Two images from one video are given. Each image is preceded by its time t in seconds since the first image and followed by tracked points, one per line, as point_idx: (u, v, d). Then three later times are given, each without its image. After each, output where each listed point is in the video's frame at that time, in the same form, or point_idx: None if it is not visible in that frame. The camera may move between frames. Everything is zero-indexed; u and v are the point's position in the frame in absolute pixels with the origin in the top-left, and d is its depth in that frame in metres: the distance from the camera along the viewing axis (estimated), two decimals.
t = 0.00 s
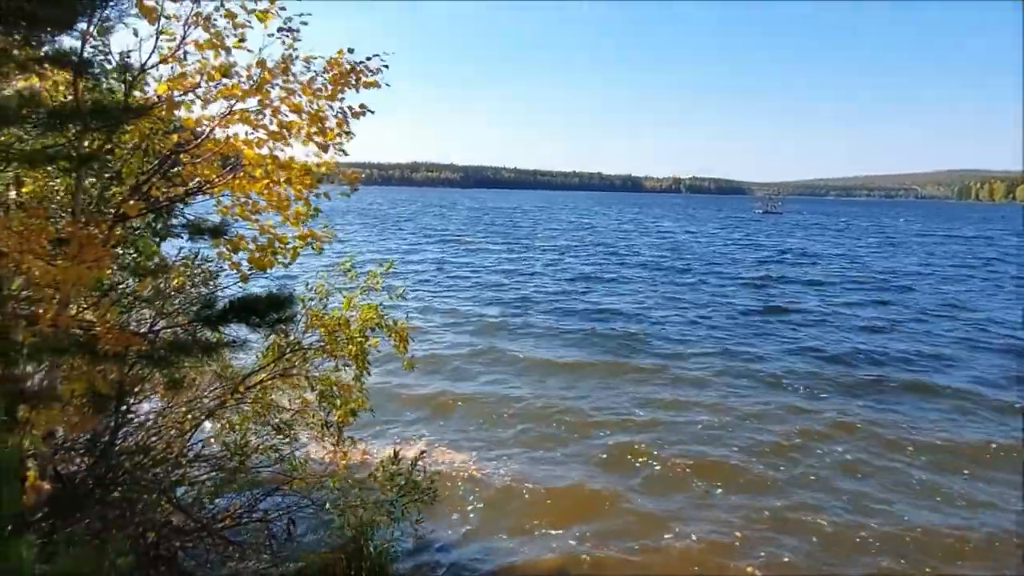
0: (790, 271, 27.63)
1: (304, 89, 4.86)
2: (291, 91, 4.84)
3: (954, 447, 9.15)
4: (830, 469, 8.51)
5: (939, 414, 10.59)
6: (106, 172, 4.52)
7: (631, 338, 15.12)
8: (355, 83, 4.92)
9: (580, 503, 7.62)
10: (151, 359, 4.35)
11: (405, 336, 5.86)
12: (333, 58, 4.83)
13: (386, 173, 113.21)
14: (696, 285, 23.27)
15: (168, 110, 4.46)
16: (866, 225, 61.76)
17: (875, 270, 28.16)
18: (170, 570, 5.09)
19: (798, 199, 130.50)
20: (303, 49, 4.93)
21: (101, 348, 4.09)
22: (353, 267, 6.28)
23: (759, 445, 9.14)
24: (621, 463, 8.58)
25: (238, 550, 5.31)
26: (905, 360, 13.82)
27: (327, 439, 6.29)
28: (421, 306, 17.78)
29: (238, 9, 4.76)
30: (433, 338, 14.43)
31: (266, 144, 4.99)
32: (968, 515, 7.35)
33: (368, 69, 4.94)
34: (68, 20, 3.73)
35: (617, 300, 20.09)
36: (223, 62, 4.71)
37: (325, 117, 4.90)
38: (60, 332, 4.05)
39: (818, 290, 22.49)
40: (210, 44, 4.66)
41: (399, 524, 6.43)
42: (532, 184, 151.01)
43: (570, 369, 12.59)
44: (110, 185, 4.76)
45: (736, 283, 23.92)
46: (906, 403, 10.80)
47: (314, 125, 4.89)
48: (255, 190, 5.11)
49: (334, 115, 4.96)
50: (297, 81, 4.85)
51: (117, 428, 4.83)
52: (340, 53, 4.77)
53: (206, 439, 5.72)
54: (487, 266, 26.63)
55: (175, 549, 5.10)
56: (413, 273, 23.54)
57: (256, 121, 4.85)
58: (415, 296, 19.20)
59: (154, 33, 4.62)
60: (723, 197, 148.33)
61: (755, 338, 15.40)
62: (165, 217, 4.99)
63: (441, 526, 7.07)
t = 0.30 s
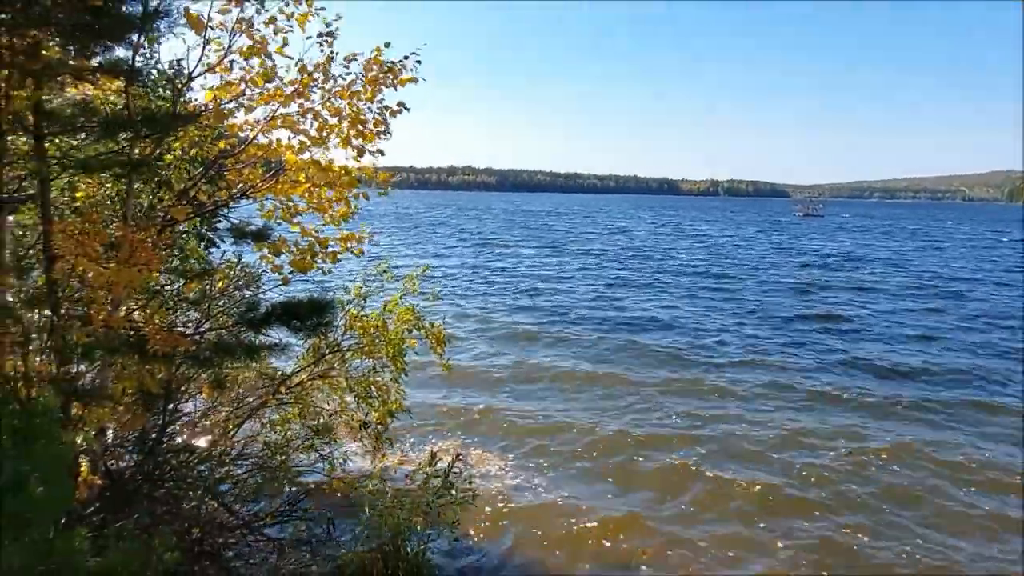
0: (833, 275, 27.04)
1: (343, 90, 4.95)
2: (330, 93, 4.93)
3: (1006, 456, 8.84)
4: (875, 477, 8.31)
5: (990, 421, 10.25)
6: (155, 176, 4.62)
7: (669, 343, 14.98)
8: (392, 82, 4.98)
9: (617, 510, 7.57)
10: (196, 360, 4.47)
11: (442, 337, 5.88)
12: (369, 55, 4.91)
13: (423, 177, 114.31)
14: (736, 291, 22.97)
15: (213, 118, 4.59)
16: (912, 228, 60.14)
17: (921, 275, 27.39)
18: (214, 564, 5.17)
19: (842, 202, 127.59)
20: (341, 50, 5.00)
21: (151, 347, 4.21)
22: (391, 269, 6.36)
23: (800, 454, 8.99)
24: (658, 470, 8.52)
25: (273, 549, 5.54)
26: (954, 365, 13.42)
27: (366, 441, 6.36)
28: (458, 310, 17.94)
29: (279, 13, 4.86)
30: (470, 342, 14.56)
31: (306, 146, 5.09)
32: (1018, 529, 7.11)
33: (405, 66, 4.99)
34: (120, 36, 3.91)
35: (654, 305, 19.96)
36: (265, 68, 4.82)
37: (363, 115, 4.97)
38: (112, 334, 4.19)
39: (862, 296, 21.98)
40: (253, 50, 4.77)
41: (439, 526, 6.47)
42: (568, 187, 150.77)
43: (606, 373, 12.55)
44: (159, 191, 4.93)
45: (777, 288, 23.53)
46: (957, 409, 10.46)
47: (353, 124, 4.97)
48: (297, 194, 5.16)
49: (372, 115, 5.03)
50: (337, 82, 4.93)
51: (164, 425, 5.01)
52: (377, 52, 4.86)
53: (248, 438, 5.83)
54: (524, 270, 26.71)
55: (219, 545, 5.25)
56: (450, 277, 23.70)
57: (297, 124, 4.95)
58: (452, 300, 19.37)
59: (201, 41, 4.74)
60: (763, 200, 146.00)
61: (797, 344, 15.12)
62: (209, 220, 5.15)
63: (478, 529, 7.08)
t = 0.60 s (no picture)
0: (865, 282, 26.61)
1: (376, 93, 5.01)
2: (362, 98, 5.01)
3: None
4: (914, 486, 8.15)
5: None
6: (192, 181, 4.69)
7: (699, 350, 14.87)
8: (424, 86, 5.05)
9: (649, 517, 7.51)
10: (230, 361, 4.56)
11: (471, 341, 5.92)
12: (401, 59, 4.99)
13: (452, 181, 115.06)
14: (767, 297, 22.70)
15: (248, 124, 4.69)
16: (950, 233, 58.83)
17: (957, 281, 26.80)
18: (247, 561, 5.19)
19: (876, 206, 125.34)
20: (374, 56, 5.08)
21: (188, 347, 4.30)
22: (424, 273, 6.40)
23: (835, 463, 8.84)
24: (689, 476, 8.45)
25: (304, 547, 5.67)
26: (992, 373, 13.10)
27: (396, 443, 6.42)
28: (486, 313, 18.03)
29: (314, 21, 4.96)
30: (498, 345, 14.63)
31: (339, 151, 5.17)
32: None
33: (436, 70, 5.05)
34: (158, 44, 3.91)
35: (683, 311, 19.83)
36: (300, 74, 4.91)
37: (395, 118, 5.04)
38: (150, 333, 4.24)
39: (897, 303, 21.56)
40: (286, 57, 4.86)
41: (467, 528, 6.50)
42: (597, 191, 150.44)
43: (634, 378, 12.53)
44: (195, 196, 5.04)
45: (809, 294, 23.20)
46: (996, 417, 10.22)
47: (385, 128, 5.02)
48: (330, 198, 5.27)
49: (404, 118, 5.10)
50: (369, 86, 5.00)
51: (198, 425, 5.19)
52: (409, 56, 4.94)
53: (279, 439, 5.93)
54: (553, 275, 26.73)
55: (252, 543, 5.28)
56: (477, 281, 23.78)
57: (331, 128, 5.03)
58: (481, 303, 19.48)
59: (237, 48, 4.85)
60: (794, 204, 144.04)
61: (829, 352, 14.90)
62: (245, 224, 5.23)
63: (508, 531, 7.08)
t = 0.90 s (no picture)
0: (885, 285, 26.32)
1: (395, 96, 5.05)
2: (383, 102, 5.04)
3: None
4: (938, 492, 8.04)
5: None
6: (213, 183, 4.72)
7: (716, 353, 14.78)
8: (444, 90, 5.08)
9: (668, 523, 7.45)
10: (251, 361, 4.59)
11: (488, 345, 5.94)
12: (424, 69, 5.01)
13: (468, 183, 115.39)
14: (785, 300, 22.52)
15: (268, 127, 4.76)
16: (973, 236, 57.99)
17: (979, 284, 26.43)
18: (265, 560, 5.38)
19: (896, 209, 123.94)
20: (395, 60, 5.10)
21: (209, 347, 4.35)
22: (444, 276, 6.42)
23: (856, 469, 8.75)
24: (709, 482, 8.39)
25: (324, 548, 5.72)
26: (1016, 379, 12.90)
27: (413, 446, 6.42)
28: (502, 316, 18.08)
29: (335, 24, 4.98)
30: (515, 348, 14.67)
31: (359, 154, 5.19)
32: None
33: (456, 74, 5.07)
34: (181, 48, 3.98)
35: (701, 314, 19.72)
36: (321, 77, 4.94)
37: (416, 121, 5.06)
38: (173, 333, 4.38)
39: (919, 306, 21.28)
40: (308, 60, 4.91)
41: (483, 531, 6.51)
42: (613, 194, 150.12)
43: (650, 381, 12.50)
44: (217, 197, 5.09)
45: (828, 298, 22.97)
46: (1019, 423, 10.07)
47: (406, 131, 5.06)
48: (350, 199, 5.32)
49: (424, 121, 5.12)
50: (389, 91, 5.03)
51: (218, 426, 5.20)
52: (428, 62, 4.97)
53: (297, 440, 5.96)
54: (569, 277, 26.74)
55: (270, 542, 5.45)
56: (494, 284, 23.79)
57: (351, 131, 5.06)
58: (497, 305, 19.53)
59: (259, 53, 4.90)
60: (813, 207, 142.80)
61: (849, 356, 14.75)
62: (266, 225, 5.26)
63: (525, 536, 7.06)
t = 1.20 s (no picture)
0: (893, 289, 26.17)
1: (404, 97, 5.06)
2: (392, 105, 5.06)
3: None
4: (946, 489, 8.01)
5: None
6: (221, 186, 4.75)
7: (724, 356, 14.75)
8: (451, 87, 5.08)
9: (675, 525, 7.44)
10: (259, 362, 4.61)
11: (496, 347, 5.94)
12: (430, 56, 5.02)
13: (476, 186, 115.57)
14: (794, 304, 22.43)
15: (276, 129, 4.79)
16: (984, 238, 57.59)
17: (989, 287, 26.23)
18: (272, 562, 5.28)
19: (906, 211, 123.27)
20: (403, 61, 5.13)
21: (218, 349, 4.40)
22: (451, 278, 6.42)
23: (864, 472, 8.72)
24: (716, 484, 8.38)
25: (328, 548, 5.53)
26: None
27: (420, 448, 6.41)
28: (510, 319, 18.09)
29: (342, 24, 5.00)
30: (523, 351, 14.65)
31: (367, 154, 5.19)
32: None
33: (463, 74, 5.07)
34: (191, 48, 3.97)
35: (709, 317, 19.68)
36: (329, 80, 4.96)
37: (424, 117, 5.06)
38: (183, 336, 4.38)
39: (930, 309, 21.13)
40: (316, 62, 4.93)
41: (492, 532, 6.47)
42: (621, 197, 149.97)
43: (658, 385, 12.46)
44: (226, 200, 5.12)
45: (838, 302, 22.84)
46: None
47: (415, 133, 5.07)
48: (358, 201, 5.31)
49: (432, 121, 5.12)
50: (398, 94, 5.05)
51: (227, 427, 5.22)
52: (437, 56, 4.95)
53: (304, 442, 6.00)
54: (576, 281, 26.73)
55: (276, 542, 5.39)
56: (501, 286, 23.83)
57: (359, 131, 5.08)
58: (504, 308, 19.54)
59: (267, 54, 4.93)
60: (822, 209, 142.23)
61: (858, 360, 14.68)
62: (274, 227, 5.33)
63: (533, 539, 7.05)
